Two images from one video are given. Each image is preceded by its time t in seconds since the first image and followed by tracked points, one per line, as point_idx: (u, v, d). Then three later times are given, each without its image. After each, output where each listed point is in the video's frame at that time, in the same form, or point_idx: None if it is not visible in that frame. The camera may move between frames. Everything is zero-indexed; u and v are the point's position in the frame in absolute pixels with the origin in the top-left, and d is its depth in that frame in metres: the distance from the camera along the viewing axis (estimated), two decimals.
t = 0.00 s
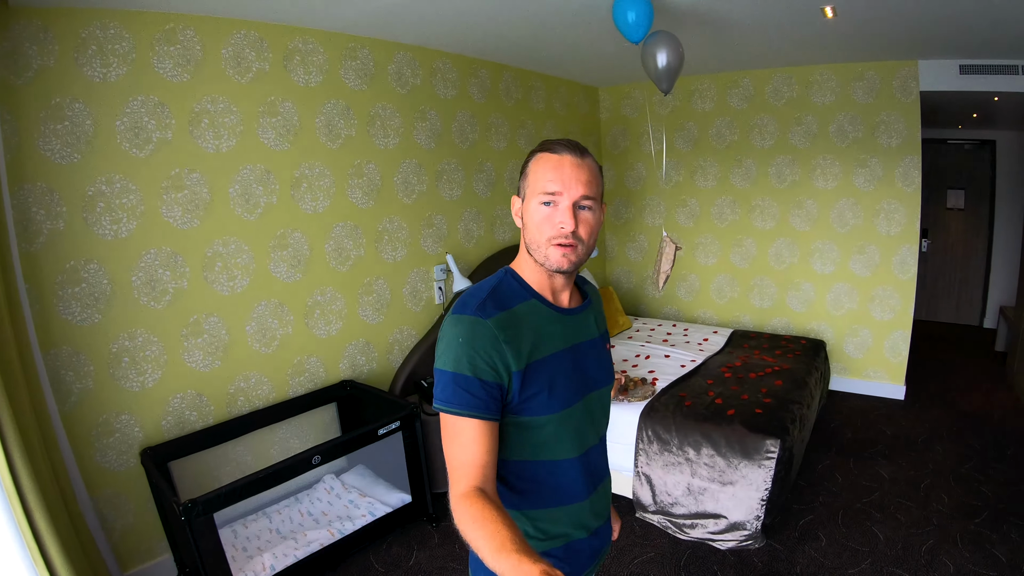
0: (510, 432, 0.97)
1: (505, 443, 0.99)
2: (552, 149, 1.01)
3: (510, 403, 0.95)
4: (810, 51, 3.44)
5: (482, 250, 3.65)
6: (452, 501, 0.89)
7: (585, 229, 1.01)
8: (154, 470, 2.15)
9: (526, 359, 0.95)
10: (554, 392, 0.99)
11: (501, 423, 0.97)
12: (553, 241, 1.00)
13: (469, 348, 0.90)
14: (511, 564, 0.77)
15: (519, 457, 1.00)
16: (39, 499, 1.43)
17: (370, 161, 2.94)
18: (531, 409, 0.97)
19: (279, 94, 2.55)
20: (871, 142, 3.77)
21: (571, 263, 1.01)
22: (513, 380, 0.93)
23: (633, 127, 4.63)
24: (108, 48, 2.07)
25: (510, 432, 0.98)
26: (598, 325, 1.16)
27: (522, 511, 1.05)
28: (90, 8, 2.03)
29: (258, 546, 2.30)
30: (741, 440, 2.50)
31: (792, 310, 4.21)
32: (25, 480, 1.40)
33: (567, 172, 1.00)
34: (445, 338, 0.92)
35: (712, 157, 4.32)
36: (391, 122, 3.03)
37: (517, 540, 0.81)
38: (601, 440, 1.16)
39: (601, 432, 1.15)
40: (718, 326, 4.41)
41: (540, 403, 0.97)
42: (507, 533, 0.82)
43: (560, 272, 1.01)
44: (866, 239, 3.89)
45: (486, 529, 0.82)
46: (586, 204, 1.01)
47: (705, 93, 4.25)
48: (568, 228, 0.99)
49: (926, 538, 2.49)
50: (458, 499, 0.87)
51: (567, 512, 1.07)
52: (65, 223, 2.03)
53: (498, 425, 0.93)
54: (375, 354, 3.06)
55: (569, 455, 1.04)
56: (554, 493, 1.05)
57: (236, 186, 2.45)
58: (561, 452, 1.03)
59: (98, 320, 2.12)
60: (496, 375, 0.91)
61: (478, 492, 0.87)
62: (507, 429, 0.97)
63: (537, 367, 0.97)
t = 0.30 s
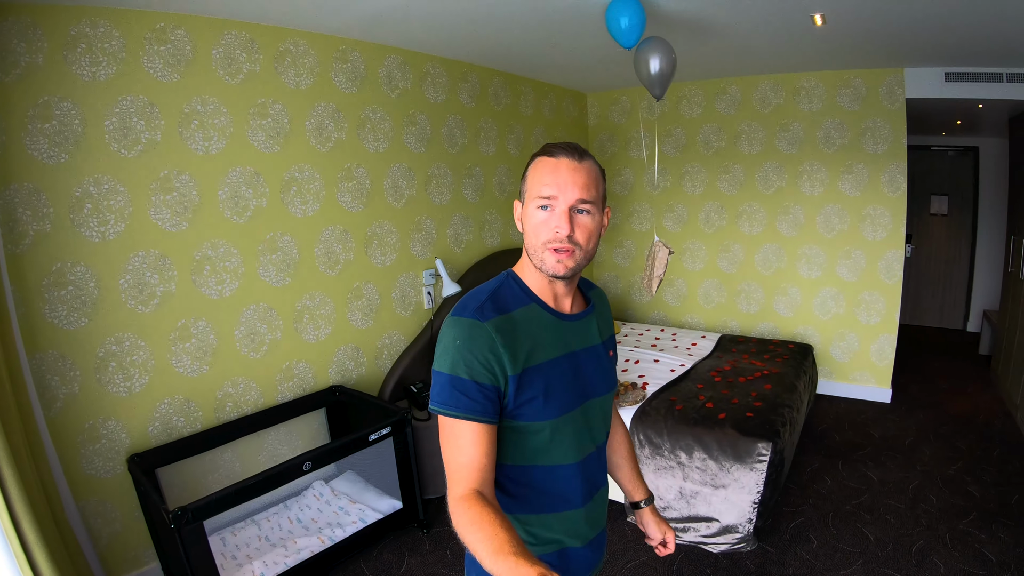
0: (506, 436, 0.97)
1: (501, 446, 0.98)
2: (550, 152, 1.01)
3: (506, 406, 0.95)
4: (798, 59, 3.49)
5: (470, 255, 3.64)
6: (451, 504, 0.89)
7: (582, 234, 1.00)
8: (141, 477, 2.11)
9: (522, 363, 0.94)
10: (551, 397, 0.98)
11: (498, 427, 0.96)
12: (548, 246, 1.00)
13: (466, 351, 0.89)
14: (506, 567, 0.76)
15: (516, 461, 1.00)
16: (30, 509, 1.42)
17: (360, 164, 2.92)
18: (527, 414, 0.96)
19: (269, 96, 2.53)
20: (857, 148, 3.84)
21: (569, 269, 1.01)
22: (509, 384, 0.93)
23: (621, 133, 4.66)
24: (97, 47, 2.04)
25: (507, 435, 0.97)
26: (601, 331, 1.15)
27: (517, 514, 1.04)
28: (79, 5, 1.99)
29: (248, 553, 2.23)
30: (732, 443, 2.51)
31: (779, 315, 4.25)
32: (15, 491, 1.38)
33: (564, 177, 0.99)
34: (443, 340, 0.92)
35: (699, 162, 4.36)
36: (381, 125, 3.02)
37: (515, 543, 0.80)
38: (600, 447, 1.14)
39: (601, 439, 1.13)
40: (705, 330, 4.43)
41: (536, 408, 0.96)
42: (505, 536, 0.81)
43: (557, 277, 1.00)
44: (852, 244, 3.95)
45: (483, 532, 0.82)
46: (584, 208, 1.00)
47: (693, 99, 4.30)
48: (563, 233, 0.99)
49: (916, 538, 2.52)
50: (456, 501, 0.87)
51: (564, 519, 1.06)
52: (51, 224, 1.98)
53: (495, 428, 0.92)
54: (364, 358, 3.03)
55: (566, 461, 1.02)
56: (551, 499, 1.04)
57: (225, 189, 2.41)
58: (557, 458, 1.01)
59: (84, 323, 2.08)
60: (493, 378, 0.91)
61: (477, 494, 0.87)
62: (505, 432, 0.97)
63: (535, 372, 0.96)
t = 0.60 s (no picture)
0: (501, 445, 0.95)
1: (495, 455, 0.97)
2: (562, 154, 0.97)
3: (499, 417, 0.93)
4: (783, 63, 3.54)
5: (458, 258, 3.65)
6: (446, 511, 0.89)
7: (590, 243, 0.96)
8: (131, 480, 2.10)
9: (518, 374, 0.92)
10: (546, 408, 0.95)
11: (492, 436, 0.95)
12: (553, 254, 0.96)
13: (461, 359, 0.87)
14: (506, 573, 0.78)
15: (509, 470, 0.98)
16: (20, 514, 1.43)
17: (348, 167, 2.93)
18: (519, 426, 0.94)
19: (258, 98, 2.53)
20: (842, 151, 3.89)
21: (575, 278, 0.97)
22: (502, 394, 0.91)
23: (608, 136, 4.69)
24: (87, 48, 2.04)
25: (501, 445, 0.96)
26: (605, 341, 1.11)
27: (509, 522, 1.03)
28: (69, 6, 1.99)
29: (237, 557, 2.25)
30: (721, 443, 2.54)
31: (764, 317, 4.30)
32: (6, 495, 1.39)
33: (575, 182, 0.95)
34: (439, 345, 0.90)
35: (685, 166, 4.41)
36: (370, 129, 3.02)
37: (512, 549, 0.81)
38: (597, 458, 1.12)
39: (597, 450, 1.11)
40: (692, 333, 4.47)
41: (530, 420, 0.94)
42: (500, 543, 0.82)
43: (561, 286, 0.97)
44: (837, 246, 4.00)
45: (479, 539, 0.82)
46: (593, 216, 0.96)
47: (679, 103, 4.34)
48: (570, 242, 0.95)
49: (903, 535, 2.55)
50: (451, 508, 0.87)
51: (554, 528, 1.04)
52: (40, 226, 1.97)
53: (491, 437, 0.91)
54: (352, 361, 3.03)
55: (562, 473, 1.00)
56: (542, 509, 1.02)
57: (214, 192, 2.41)
58: (551, 469, 1.00)
59: (73, 326, 2.06)
60: (488, 386, 0.89)
61: (472, 501, 0.87)
62: (499, 441, 0.95)
63: (531, 383, 0.94)
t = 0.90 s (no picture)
0: (501, 454, 0.96)
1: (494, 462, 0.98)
2: (576, 161, 0.98)
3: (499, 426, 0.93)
4: (770, 69, 3.60)
5: (448, 259, 3.68)
6: (445, 518, 0.89)
7: (601, 255, 0.96)
8: (124, 478, 2.10)
9: (520, 385, 0.92)
10: (547, 419, 0.96)
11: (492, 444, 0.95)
12: (562, 264, 0.95)
13: (464, 367, 0.87)
14: None
15: (507, 477, 0.99)
16: (18, 510, 1.44)
17: (341, 168, 2.94)
18: (518, 435, 0.95)
19: (252, 99, 2.54)
20: (828, 155, 3.96)
21: (583, 290, 0.96)
22: (503, 405, 0.91)
23: (598, 139, 4.73)
24: (83, 47, 2.04)
25: (501, 452, 0.96)
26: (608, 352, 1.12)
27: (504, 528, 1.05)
28: (65, 5, 1.99)
29: (230, 555, 2.27)
30: (708, 442, 2.57)
31: (751, 318, 4.35)
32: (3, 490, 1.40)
33: (589, 191, 0.95)
34: (442, 352, 0.90)
35: (674, 170, 4.46)
36: (362, 130, 3.04)
37: (512, 557, 0.82)
38: (594, 467, 1.13)
39: (594, 460, 1.12)
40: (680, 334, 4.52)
41: (529, 431, 0.94)
42: (501, 550, 0.82)
43: (568, 296, 0.96)
44: (823, 249, 4.06)
45: (479, 548, 0.82)
46: (605, 227, 0.96)
47: (667, 107, 4.38)
48: (580, 252, 0.94)
49: (888, 532, 2.60)
50: (451, 515, 0.87)
51: (548, 537, 1.05)
52: (35, 224, 1.98)
53: (491, 445, 0.91)
54: (343, 361, 3.05)
55: (559, 481, 1.01)
56: (538, 517, 1.04)
57: (207, 191, 2.42)
58: (549, 478, 1.00)
59: (67, 324, 2.07)
60: (490, 396, 0.89)
61: (472, 509, 0.87)
62: (499, 449, 0.96)
63: (533, 394, 0.94)
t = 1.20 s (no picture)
0: (495, 449, 0.97)
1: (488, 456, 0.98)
2: (574, 158, 0.99)
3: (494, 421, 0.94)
4: (761, 73, 3.65)
5: (441, 258, 3.71)
6: (440, 515, 0.89)
7: (599, 250, 0.97)
8: (119, 469, 2.12)
9: (514, 380, 0.92)
10: (541, 414, 0.97)
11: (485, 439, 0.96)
12: (560, 259, 0.96)
13: (460, 363, 0.87)
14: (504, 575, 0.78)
15: (501, 472, 1.00)
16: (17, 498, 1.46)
17: (336, 166, 2.97)
18: (513, 430, 0.96)
19: (250, 97, 2.57)
20: (817, 159, 4.01)
21: (581, 286, 0.97)
22: (498, 400, 0.92)
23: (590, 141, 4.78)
24: (84, 42, 2.07)
25: (495, 447, 0.97)
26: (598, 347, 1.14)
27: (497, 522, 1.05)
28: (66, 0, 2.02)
29: (223, 548, 2.27)
30: (696, 438, 2.61)
31: (740, 319, 4.40)
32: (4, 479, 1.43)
33: (587, 187, 0.97)
34: (436, 348, 0.90)
35: (665, 172, 4.51)
36: (357, 129, 3.07)
37: (509, 552, 0.81)
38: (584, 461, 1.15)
39: (585, 453, 1.14)
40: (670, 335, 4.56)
41: (523, 426, 0.96)
42: (498, 545, 0.82)
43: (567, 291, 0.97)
44: (811, 252, 4.12)
45: (476, 544, 0.82)
46: (603, 223, 0.98)
47: (659, 110, 4.43)
48: (580, 248, 0.96)
49: (874, 528, 2.65)
50: (447, 511, 0.87)
51: (538, 531, 1.07)
52: (34, 217, 2.00)
53: (485, 441, 0.92)
54: (336, 357, 3.07)
55: (551, 475, 1.03)
56: (531, 510, 1.05)
57: (204, 187, 2.44)
58: (541, 472, 1.02)
59: (64, 316, 2.09)
60: (484, 392, 0.89)
61: (467, 504, 0.87)
62: (493, 444, 0.96)
63: (527, 388, 0.95)
